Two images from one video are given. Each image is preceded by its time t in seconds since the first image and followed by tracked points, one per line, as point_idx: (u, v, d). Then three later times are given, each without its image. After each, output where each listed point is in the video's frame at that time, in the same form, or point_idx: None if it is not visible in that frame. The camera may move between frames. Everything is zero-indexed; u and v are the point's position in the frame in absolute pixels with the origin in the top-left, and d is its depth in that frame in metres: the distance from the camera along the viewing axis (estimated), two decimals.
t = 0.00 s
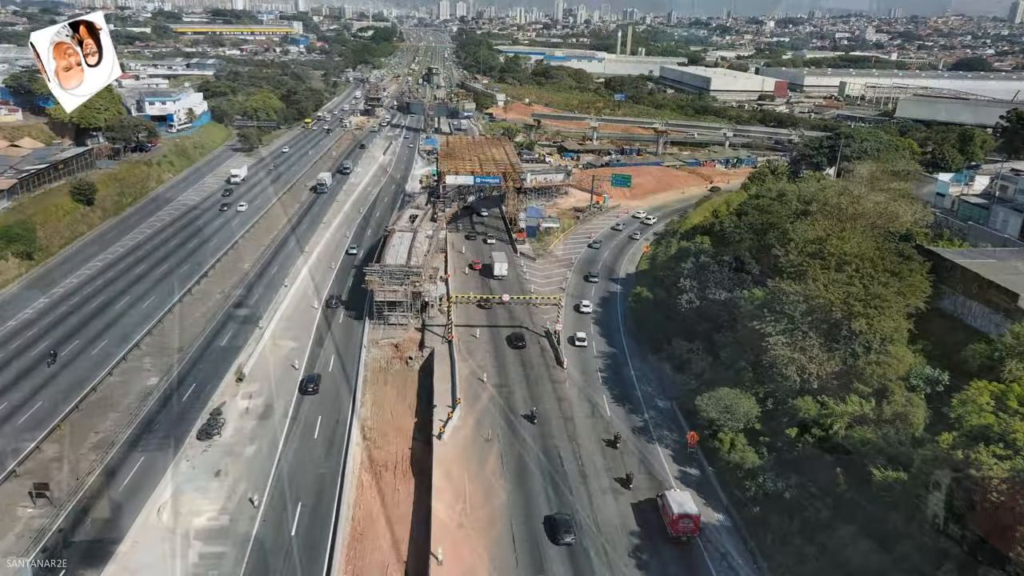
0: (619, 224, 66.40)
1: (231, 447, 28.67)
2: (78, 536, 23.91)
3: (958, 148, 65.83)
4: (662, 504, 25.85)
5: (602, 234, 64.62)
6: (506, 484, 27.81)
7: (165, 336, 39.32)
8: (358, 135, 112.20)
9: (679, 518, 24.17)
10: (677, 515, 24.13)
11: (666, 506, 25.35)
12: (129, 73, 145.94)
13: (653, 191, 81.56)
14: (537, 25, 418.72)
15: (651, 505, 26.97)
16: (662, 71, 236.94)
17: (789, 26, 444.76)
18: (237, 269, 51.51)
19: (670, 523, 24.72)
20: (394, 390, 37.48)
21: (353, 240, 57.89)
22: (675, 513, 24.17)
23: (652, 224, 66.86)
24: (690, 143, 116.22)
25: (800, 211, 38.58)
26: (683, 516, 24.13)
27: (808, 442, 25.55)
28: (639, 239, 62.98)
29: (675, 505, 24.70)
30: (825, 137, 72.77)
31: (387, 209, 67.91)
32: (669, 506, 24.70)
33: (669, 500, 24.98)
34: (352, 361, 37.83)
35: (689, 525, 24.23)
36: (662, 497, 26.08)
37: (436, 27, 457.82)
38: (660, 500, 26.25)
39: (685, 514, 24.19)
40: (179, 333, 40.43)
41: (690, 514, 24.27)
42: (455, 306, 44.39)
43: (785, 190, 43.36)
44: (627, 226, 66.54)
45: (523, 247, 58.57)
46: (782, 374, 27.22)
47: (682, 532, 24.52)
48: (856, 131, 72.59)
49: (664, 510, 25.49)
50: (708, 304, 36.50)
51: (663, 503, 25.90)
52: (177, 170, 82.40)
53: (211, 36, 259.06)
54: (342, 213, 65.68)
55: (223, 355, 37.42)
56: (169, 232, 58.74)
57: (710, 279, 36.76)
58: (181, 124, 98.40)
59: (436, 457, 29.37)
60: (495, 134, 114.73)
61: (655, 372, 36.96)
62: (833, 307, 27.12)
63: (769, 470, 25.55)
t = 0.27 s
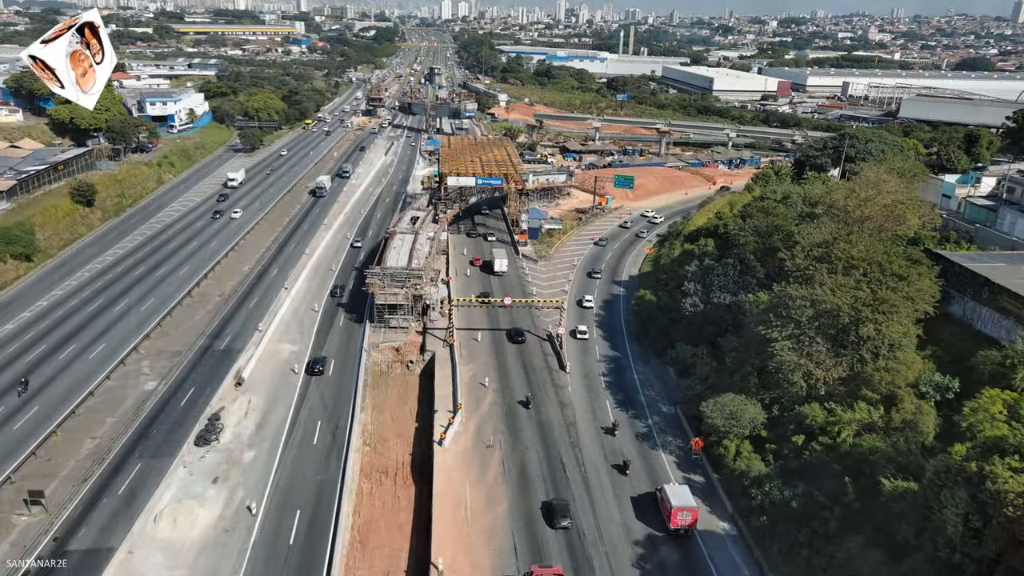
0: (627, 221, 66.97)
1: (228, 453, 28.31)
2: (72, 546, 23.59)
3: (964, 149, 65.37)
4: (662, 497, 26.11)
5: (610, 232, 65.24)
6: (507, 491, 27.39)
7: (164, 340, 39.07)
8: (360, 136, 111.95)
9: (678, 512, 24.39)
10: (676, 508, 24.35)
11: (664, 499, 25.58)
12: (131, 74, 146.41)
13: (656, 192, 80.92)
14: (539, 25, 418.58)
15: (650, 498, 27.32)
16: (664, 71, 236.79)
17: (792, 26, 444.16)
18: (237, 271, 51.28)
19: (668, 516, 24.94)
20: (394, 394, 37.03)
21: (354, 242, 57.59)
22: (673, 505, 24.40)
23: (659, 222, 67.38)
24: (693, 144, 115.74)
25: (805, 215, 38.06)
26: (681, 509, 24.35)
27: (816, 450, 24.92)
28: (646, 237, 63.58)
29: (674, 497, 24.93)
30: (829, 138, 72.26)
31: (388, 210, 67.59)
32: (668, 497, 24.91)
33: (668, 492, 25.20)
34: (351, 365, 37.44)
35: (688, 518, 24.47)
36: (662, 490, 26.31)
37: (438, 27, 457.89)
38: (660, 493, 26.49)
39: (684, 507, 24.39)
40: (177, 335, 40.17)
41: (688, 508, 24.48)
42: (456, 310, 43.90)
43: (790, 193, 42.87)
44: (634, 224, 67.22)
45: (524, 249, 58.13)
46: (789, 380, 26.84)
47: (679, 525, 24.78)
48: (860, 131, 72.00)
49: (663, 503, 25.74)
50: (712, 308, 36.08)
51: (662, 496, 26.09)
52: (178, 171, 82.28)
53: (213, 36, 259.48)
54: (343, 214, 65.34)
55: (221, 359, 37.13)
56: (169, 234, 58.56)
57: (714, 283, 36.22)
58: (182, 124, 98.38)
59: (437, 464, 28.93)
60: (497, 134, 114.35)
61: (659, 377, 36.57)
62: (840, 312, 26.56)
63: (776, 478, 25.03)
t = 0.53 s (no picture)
0: (633, 220, 67.41)
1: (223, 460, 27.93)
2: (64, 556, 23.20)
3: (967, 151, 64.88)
4: (657, 490, 26.63)
5: (616, 230, 65.70)
6: (506, 499, 26.96)
7: (160, 344, 38.71)
8: (360, 136, 111.54)
9: (674, 504, 24.81)
10: (672, 501, 24.77)
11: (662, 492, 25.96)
12: (130, 74, 145.89)
13: (657, 194, 80.40)
14: (539, 25, 418.54)
15: (648, 494, 27.68)
16: (665, 71, 236.27)
17: (793, 26, 443.38)
18: (235, 273, 50.86)
19: (665, 509, 25.42)
20: (393, 400, 36.60)
21: (353, 244, 57.14)
22: (669, 498, 24.84)
23: (664, 221, 67.72)
24: (694, 144, 115.28)
25: (809, 218, 37.52)
26: (678, 502, 24.79)
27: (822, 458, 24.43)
28: (652, 235, 63.99)
29: (671, 491, 25.35)
30: (832, 139, 71.77)
31: (387, 212, 67.13)
32: (664, 491, 25.35)
33: (665, 485, 25.64)
34: (350, 370, 36.97)
35: (683, 510, 24.98)
36: (658, 484, 26.82)
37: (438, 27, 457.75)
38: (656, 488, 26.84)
39: (681, 500, 24.82)
40: (174, 340, 39.72)
41: (685, 500, 24.92)
42: (456, 313, 43.47)
43: (793, 195, 42.30)
44: (640, 223, 67.63)
45: (525, 251, 57.65)
46: (794, 388, 26.42)
47: (675, 518, 25.21)
48: (863, 132, 71.48)
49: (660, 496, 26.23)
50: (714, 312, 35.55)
51: (658, 490, 26.60)
52: (177, 172, 81.96)
53: (214, 36, 259.41)
54: (343, 216, 64.92)
55: (218, 364, 36.68)
56: (167, 235, 58.24)
57: (717, 286, 35.68)
58: (181, 125, 97.92)
59: (436, 471, 28.49)
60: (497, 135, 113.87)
61: (661, 382, 36.17)
62: (847, 318, 26.05)
63: (781, 487, 24.58)
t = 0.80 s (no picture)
0: (640, 218, 68.03)
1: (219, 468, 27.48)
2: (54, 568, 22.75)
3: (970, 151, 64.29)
4: (655, 486, 26.87)
5: (623, 229, 66.23)
6: (506, 507, 26.53)
7: (155, 349, 38.29)
8: (359, 136, 111.13)
9: (672, 499, 25.04)
10: (669, 495, 25.03)
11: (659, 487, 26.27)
12: (129, 75, 145.44)
13: (658, 195, 79.90)
14: (538, 25, 418.35)
15: (646, 489, 27.98)
16: (665, 71, 235.88)
17: (794, 25, 443.25)
18: (233, 276, 50.41)
19: (662, 503, 25.62)
20: (391, 405, 36.11)
21: (352, 246, 56.69)
22: (667, 493, 25.07)
23: (670, 220, 68.27)
24: (695, 144, 114.89)
25: (814, 221, 37.02)
26: (675, 496, 25.03)
27: (828, 468, 23.99)
28: (657, 234, 64.46)
29: (669, 486, 25.62)
30: (834, 140, 71.31)
31: (386, 213, 66.73)
32: (663, 486, 25.59)
33: (663, 480, 25.91)
34: (347, 375, 36.46)
35: (681, 505, 25.12)
36: (655, 480, 27.05)
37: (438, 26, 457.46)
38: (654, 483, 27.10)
39: (678, 494, 25.07)
40: (169, 343, 39.27)
41: (682, 495, 25.17)
42: (456, 317, 42.95)
43: (797, 197, 41.77)
44: (647, 222, 67.97)
45: (525, 253, 57.19)
46: (799, 395, 26.00)
47: (673, 512, 25.43)
48: (866, 132, 71.04)
49: (657, 492, 26.47)
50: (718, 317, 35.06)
51: (656, 485, 26.84)
52: (175, 173, 81.52)
53: (213, 36, 259.26)
54: (342, 217, 64.51)
55: (214, 369, 36.22)
56: (164, 237, 57.84)
57: (721, 290, 35.18)
58: (180, 125, 97.43)
59: (435, 479, 28.04)
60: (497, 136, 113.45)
61: (663, 388, 35.72)
62: (853, 323, 25.59)
63: (786, 497, 24.10)
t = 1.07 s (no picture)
0: (648, 216, 68.89)
1: (213, 477, 27.00)
2: None
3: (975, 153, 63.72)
4: (654, 481, 27.15)
5: (631, 227, 67.11)
6: (506, 516, 26.04)
7: (150, 355, 37.82)
8: (359, 137, 110.67)
9: (669, 493, 25.32)
10: (666, 490, 25.30)
11: (657, 483, 26.54)
12: (128, 75, 145.12)
13: (659, 196, 79.34)
14: (539, 25, 418.36)
15: (644, 485, 28.22)
16: (666, 71, 235.19)
17: (794, 24, 442.83)
18: (230, 279, 49.84)
19: (660, 499, 25.90)
20: (389, 412, 35.55)
21: (351, 248, 56.12)
22: (664, 488, 25.35)
23: (677, 218, 69.06)
24: (696, 145, 114.34)
25: (819, 224, 36.40)
26: (672, 491, 25.31)
27: (835, 478, 23.43)
28: (663, 232, 65.30)
29: (666, 481, 25.89)
30: (836, 141, 70.73)
31: (386, 214, 66.21)
32: (660, 481, 25.89)
33: (660, 476, 26.22)
34: (345, 381, 35.89)
35: (678, 500, 25.37)
36: (654, 476, 27.35)
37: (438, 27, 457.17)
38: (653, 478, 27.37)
39: (675, 489, 25.34)
40: (165, 349, 38.69)
41: (679, 490, 25.42)
42: (455, 321, 42.37)
43: (801, 199, 41.19)
44: (654, 220, 68.76)
45: (525, 255, 56.64)
46: (805, 403, 25.48)
47: (671, 508, 25.69)
48: (868, 133, 70.47)
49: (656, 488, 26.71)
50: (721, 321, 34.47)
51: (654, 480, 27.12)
52: (173, 173, 81.00)
53: (213, 36, 258.89)
54: (341, 219, 63.98)
55: (210, 374, 35.66)
56: (161, 239, 57.36)
57: (724, 294, 34.59)
58: (178, 126, 96.79)
59: (434, 487, 27.51)
60: (498, 136, 112.95)
61: (666, 394, 35.20)
62: (861, 330, 25.05)
63: (793, 508, 23.54)
